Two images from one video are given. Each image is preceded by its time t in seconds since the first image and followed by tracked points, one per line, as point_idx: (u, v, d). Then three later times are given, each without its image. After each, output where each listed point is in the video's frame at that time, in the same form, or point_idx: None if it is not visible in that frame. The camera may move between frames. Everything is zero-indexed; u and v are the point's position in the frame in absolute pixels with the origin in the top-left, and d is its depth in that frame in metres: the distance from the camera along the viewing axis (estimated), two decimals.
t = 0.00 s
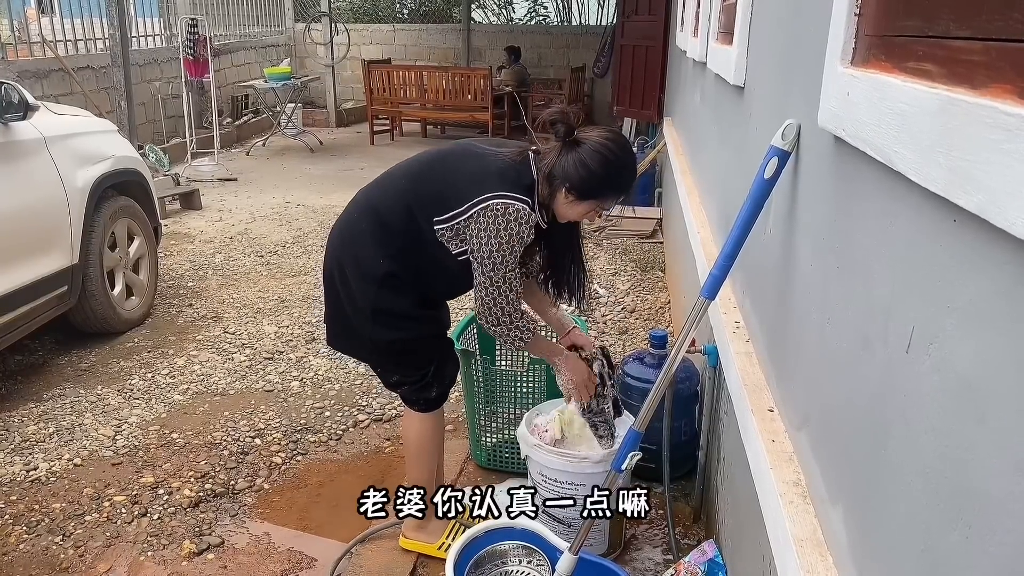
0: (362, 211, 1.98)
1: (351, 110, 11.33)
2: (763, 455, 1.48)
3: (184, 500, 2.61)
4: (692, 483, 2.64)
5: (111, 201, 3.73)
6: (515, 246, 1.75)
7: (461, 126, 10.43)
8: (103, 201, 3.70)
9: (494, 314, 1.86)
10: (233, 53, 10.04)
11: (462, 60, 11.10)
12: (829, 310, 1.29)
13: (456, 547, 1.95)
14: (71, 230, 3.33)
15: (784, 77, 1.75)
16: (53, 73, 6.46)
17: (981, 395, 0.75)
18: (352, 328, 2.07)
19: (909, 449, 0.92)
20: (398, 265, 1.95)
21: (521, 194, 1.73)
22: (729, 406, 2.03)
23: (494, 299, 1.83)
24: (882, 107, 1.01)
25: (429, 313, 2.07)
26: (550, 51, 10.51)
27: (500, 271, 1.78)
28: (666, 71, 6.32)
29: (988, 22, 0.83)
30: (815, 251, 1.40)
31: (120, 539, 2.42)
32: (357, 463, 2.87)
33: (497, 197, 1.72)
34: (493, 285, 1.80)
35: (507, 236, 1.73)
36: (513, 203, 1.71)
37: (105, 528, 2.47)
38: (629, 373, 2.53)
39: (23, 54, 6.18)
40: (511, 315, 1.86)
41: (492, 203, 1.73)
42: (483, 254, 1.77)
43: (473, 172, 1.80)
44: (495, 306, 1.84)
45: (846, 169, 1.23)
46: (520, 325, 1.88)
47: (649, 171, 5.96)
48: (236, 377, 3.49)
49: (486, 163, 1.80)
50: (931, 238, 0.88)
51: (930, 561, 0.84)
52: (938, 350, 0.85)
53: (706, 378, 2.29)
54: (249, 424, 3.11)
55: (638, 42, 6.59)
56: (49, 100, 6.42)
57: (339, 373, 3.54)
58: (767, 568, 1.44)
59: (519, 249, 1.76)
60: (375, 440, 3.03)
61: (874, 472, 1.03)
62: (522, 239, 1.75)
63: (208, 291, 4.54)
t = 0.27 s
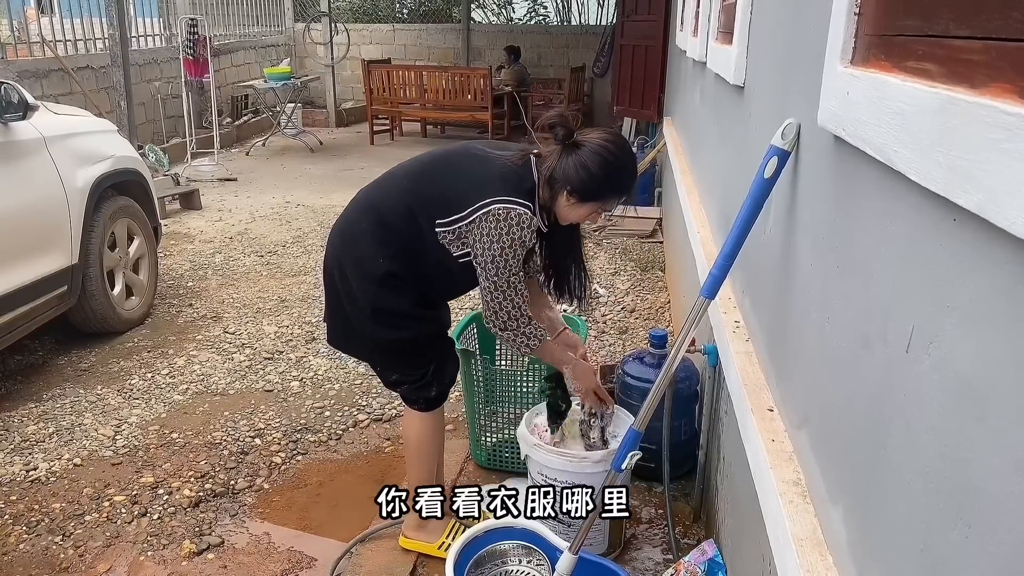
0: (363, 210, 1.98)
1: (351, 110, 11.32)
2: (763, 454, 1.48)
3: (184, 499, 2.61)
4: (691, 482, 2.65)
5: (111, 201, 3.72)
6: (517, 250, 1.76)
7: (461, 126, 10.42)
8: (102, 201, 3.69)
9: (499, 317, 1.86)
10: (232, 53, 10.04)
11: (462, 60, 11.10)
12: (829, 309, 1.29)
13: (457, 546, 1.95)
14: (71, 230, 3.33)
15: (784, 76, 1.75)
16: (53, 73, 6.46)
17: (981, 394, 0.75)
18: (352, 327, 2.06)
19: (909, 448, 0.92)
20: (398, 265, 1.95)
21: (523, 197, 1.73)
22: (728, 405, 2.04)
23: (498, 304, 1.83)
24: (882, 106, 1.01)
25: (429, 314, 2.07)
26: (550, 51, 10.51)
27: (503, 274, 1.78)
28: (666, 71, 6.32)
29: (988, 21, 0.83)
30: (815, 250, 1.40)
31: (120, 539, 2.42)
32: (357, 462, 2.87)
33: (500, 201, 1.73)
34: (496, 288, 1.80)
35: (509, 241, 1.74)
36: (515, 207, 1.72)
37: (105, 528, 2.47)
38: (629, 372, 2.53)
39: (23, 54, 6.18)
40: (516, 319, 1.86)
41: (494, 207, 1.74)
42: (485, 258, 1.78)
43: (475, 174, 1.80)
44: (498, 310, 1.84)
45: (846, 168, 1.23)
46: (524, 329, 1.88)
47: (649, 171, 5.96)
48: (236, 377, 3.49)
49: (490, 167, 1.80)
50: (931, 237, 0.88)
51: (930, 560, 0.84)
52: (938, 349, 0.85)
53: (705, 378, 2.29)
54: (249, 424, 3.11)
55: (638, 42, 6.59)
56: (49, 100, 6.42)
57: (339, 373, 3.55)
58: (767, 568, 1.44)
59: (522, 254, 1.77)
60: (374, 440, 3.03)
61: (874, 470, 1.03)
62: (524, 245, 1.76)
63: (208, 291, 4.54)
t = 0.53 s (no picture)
0: (365, 208, 1.98)
1: (351, 110, 11.32)
2: (762, 454, 1.48)
3: (184, 499, 2.61)
4: (691, 482, 2.65)
5: (111, 200, 3.73)
6: (512, 242, 1.77)
7: (461, 125, 10.42)
8: (102, 200, 3.69)
9: (483, 310, 1.88)
10: (232, 52, 10.03)
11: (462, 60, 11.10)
12: (828, 309, 1.29)
13: (456, 545, 1.95)
14: (70, 229, 3.33)
15: (783, 76, 1.75)
16: (52, 72, 6.46)
17: (981, 393, 0.75)
18: (354, 325, 2.06)
19: (908, 448, 0.92)
20: (400, 263, 1.95)
21: (524, 193, 1.75)
22: (728, 405, 2.04)
23: (485, 296, 1.85)
24: (881, 106, 1.01)
25: (430, 312, 2.07)
26: (550, 50, 10.51)
27: (494, 266, 1.80)
28: (665, 70, 6.32)
29: (987, 21, 0.83)
30: (815, 249, 1.40)
31: (120, 538, 2.42)
32: (357, 462, 2.87)
33: (500, 194, 1.75)
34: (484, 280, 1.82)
35: (507, 233, 1.75)
36: (517, 200, 1.74)
37: (105, 527, 2.47)
38: (629, 372, 2.53)
39: (23, 53, 6.18)
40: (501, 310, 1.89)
41: (496, 200, 1.75)
42: (480, 250, 1.79)
43: (477, 170, 1.82)
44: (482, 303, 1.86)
45: (846, 168, 1.23)
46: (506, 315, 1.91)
47: (649, 170, 5.96)
48: (236, 377, 3.49)
49: (492, 164, 1.81)
50: (931, 237, 0.88)
51: (930, 560, 0.84)
52: (938, 349, 0.85)
53: (705, 377, 2.29)
54: (249, 423, 3.11)
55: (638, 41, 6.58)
56: (49, 99, 6.42)
57: (339, 372, 3.55)
58: (767, 568, 1.44)
59: (517, 246, 1.79)
60: (374, 439, 3.03)
61: (874, 471, 1.03)
62: (521, 238, 1.78)
63: (208, 291, 4.54)
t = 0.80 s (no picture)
0: (369, 209, 1.98)
1: (351, 110, 11.32)
2: (763, 454, 1.48)
3: (185, 499, 2.61)
4: (692, 482, 2.65)
5: (111, 200, 3.73)
6: (526, 246, 1.76)
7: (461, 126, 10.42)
8: (102, 200, 3.69)
9: (510, 317, 1.86)
10: (232, 52, 10.04)
11: (462, 60, 11.10)
12: (829, 309, 1.29)
13: (457, 545, 1.95)
14: (71, 229, 3.33)
15: (784, 76, 1.75)
16: (53, 72, 6.46)
17: (982, 393, 0.75)
18: (357, 325, 2.06)
19: (909, 447, 0.92)
20: (403, 263, 1.95)
21: (530, 195, 1.74)
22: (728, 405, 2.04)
23: (512, 304, 1.83)
24: (882, 106, 1.01)
25: (433, 312, 2.07)
26: (550, 50, 10.51)
27: (514, 272, 1.78)
28: (666, 70, 6.32)
29: (988, 21, 0.83)
30: (815, 249, 1.40)
31: (120, 538, 2.42)
32: (357, 462, 2.87)
33: (507, 198, 1.73)
34: (510, 288, 1.80)
35: (518, 237, 1.74)
36: (523, 203, 1.72)
37: (106, 528, 2.47)
38: (630, 372, 2.53)
39: (23, 54, 6.18)
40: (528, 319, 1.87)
41: (502, 205, 1.74)
42: (496, 257, 1.78)
43: (481, 172, 1.81)
44: (510, 311, 1.85)
45: (846, 168, 1.23)
46: (535, 325, 1.89)
47: (649, 171, 5.96)
48: (236, 377, 3.49)
49: (495, 165, 1.80)
50: (931, 236, 0.88)
51: (930, 560, 0.84)
52: (938, 348, 0.85)
53: (706, 377, 2.29)
54: (249, 423, 3.11)
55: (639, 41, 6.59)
56: (49, 99, 6.42)
57: (339, 372, 3.55)
58: (768, 568, 1.44)
59: (530, 249, 1.77)
60: (375, 439, 3.03)
61: (874, 470, 1.03)
62: (533, 240, 1.76)
63: (208, 291, 4.54)
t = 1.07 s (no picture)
0: (371, 209, 1.98)
1: (351, 109, 11.32)
2: (763, 454, 1.48)
3: (185, 499, 2.61)
4: (691, 481, 2.65)
5: (111, 200, 3.73)
6: (525, 247, 1.76)
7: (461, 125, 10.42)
8: (102, 200, 3.69)
9: (502, 319, 1.87)
10: (232, 52, 10.03)
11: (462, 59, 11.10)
12: (829, 308, 1.29)
13: (457, 544, 1.95)
14: (71, 229, 3.33)
15: (784, 75, 1.75)
16: (53, 72, 6.46)
17: (982, 393, 0.75)
18: (358, 325, 2.06)
19: (909, 447, 0.92)
20: (405, 264, 1.95)
21: (530, 197, 1.74)
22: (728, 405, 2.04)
23: (505, 304, 1.84)
24: (882, 106, 1.01)
25: (434, 313, 2.07)
26: (550, 50, 10.51)
27: (511, 274, 1.79)
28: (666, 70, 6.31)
29: (988, 21, 0.83)
30: (816, 248, 1.40)
31: (120, 537, 2.42)
32: (357, 462, 2.87)
33: (508, 200, 1.73)
34: (504, 289, 1.81)
35: (518, 238, 1.74)
36: (524, 205, 1.72)
37: (105, 527, 2.47)
38: (630, 371, 2.53)
39: (23, 53, 6.18)
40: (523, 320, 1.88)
41: (503, 206, 1.73)
42: (494, 257, 1.78)
43: (483, 174, 1.81)
44: (504, 313, 1.86)
45: (846, 168, 1.23)
46: (529, 327, 1.90)
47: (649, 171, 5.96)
48: (236, 377, 3.49)
49: (497, 167, 1.80)
50: (932, 236, 0.88)
51: (930, 559, 0.85)
52: (938, 348, 0.85)
53: (705, 377, 2.29)
54: (249, 423, 3.11)
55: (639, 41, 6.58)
56: (49, 99, 6.42)
57: (339, 372, 3.55)
58: (768, 568, 1.44)
59: (529, 251, 1.77)
60: (375, 439, 3.03)
61: (875, 470, 1.03)
62: (533, 243, 1.76)
63: (208, 290, 4.54)
